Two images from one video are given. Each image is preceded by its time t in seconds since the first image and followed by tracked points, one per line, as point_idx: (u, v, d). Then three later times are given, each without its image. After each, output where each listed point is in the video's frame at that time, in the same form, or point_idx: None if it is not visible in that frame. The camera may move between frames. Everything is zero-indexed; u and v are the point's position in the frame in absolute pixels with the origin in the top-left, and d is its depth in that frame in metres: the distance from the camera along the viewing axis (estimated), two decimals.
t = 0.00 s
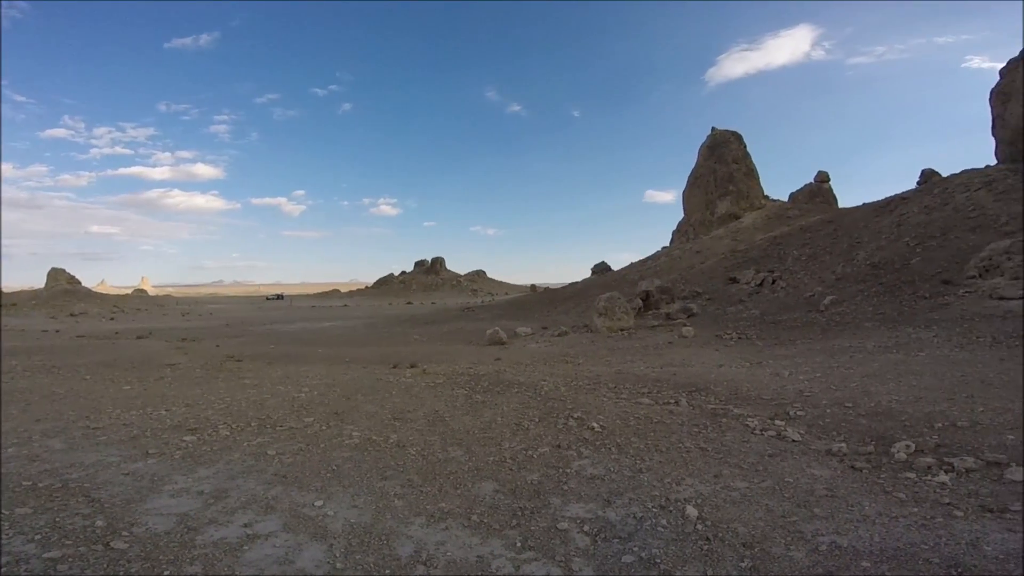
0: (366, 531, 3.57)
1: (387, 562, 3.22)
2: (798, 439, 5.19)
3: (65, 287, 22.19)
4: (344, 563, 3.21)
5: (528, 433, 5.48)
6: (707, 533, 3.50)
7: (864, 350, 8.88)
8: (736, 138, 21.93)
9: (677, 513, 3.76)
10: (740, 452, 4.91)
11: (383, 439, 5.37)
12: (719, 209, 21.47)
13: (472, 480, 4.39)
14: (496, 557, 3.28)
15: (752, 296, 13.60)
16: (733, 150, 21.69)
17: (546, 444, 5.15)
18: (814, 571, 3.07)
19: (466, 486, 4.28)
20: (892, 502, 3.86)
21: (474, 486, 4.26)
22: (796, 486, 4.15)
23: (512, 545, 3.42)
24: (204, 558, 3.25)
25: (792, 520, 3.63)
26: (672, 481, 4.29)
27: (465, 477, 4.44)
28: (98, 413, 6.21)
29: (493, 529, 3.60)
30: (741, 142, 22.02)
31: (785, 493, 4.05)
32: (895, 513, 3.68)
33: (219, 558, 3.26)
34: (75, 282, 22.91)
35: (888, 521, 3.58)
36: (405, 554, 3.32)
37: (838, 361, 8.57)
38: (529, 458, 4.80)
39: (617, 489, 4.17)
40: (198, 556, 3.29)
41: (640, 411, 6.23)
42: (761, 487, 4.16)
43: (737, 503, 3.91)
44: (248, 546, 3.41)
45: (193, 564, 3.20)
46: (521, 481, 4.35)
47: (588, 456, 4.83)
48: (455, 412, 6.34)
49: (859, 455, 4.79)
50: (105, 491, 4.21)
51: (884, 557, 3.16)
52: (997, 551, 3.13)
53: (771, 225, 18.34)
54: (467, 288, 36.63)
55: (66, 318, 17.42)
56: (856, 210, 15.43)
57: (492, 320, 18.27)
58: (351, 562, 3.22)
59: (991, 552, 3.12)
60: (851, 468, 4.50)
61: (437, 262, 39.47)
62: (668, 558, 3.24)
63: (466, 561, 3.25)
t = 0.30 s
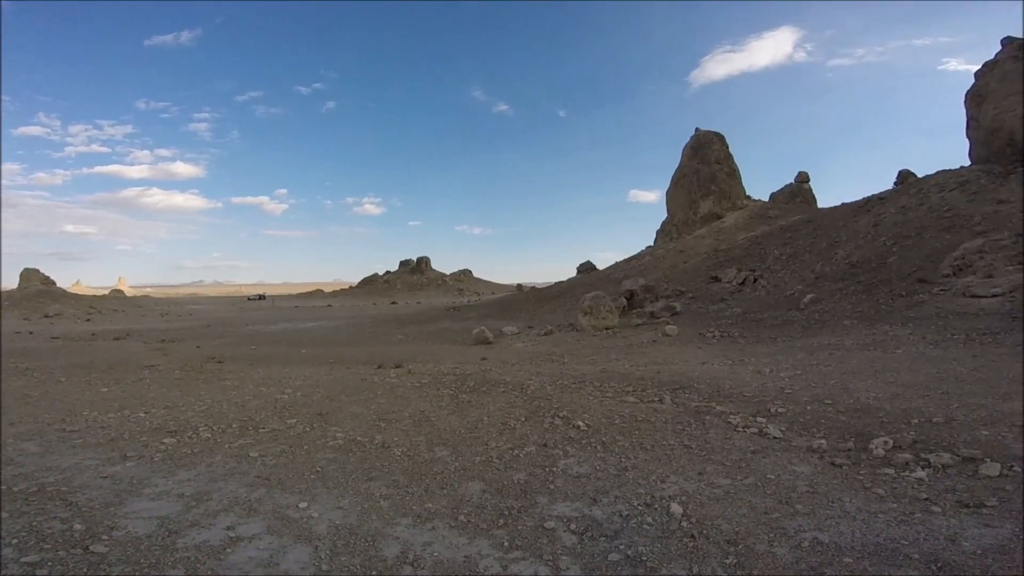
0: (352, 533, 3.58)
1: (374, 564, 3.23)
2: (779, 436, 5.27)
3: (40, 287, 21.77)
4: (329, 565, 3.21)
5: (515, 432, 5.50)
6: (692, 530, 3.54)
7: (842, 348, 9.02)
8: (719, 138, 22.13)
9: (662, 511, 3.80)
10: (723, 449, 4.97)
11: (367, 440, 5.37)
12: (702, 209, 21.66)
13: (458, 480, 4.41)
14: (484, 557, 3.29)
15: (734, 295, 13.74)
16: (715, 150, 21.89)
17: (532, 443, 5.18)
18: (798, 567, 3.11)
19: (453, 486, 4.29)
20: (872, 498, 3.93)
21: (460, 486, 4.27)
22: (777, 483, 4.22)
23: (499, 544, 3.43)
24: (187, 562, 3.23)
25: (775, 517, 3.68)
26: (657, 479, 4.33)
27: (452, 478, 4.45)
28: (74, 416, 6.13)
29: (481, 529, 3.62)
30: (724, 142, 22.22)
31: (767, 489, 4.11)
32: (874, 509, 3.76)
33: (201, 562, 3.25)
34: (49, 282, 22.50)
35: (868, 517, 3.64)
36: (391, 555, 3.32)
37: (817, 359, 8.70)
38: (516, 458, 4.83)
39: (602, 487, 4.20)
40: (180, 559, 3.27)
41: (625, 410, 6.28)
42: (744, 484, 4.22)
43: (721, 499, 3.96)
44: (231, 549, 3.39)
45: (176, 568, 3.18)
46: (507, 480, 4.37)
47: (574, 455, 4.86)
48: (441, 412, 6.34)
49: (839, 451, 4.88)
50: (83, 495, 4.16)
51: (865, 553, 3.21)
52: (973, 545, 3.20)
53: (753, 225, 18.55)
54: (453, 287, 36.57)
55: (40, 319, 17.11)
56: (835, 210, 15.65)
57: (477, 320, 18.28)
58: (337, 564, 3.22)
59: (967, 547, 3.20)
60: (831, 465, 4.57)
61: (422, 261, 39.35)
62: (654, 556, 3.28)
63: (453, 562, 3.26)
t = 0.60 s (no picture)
0: (328, 538, 3.59)
1: (351, 569, 3.25)
2: (753, 438, 5.39)
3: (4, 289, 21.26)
4: (305, 571, 3.22)
5: (494, 436, 5.55)
6: (669, 532, 3.62)
7: (814, 351, 9.24)
8: (696, 145, 22.45)
9: (640, 513, 3.88)
10: (697, 451, 5.07)
11: (343, 445, 5.37)
12: (679, 215, 21.94)
13: (438, 484, 4.44)
14: (464, 562, 3.33)
15: (710, 299, 13.97)
16: (693, 156, 22.22)
17: (512, 447, 5.23)
18: (773, 568, 3.19)
19: (432, 491, 4.31)
20: (841, 498, 4.05)
21: (439, 491, 4.30)
22: (751, 484, 4.32)
23: (479, 549, 3.47)
24: (156, 568, 3.22)
25: (750, 518, 3.78)
26: (634, 481, 4.42)
27: (431, 482, 4.47)
28: (36, 421, 6.02)
29: (460, 533, 3.66)
30: (700, 149, 22.54)
31: (742, 491, 4.21)
32: (844, 509, 3.87)
33: (171, 568, 3.24)
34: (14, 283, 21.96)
35: (839, 517, 3.76)
36: (369, 560, 3.35)
37: (789, 361, 8.90)
38: (495, 462, 4.87)
39: (581, 491, 4.27)
40: (150, 565, 3.26)
41: (603, 413, 6.37)
42: (719, 486, 4.32)
43: (696, 501, 4.05)
44: (203, 555, 3.38)
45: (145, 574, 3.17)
46: (487, 484, 4.41)
47: (552, 458, 4.92)
48: (419, 416, 6.36)
49: (810, 452, 5.01)
50: (45, 501, 4.11)
51: (836, 553, 3.31)
52: (939, 545, 3.32)
53: (728, 230, 18.87)
54: (432, 291, 36.50)
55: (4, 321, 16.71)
56: (807, 216, 16.00)
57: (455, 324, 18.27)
58: (312, 570, 3.23)
59: (933, 546, 3.32)
60: (802, 466, 4.70)
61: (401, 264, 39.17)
62: (633, 559, 3.34)
63: (432, 566, 3.29)
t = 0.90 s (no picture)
0: (295, 548, 3.65)
1: None
2: (720, 443, 5.61)
3: None
4: None
5: (467, 444, 5.66)
6: (640, 538, 3.76)
7: (778, 357, 9.56)
8: (668, 156, 22.96)
9: (611, 520, 4.02)
10: (667, 457, 5.26)
11: (310, 453, 5.42)
12: (651, 225, 22.35)
13: (409, 492, 4.52)
14: (437, 570, 3.42)
15: (679, 307, 14.30)
16: (665, 167, 22.70)
17: (485, 454, 5.35)
18: (740, 571, 3.34)
19: (405, 499, 4.39)
20: (804, 502, 4.25)
21: (412, 499, 4.38)
22: (718, 490, 4.51)
23: (452, 557, 3.57)
24: None
25: (718, 523, 3.95)
26: (607, 487, 4.57)
27: (401, 491, 4.55)
28: None
29: (432, 542, 3.75)
30: (672, 161, 23.03)
31: (710, 496, 4.39)
32: (807, 513, 4.06)
33: None
34: None
35: (802, 521, 3.95)
36: (338, 569, 3.41)
37: (754, 368, 9.19)
38: (469, 469, 4.98)
39: (554, 498, 4.40)
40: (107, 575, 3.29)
41: (576, 420, 6.52)
42: (688, 491, 4.51)
43: (666, 507, 4.22)
44: (162, 565, 3.43)
45: None
46: (459, 492, 4.51)
47: (526, 466, 5.06)
48: (390, 423, 6.44)
49: (774, 457, 5.24)
50: None
51: (800, 556, 3.48)
52: (899, 546, 3.51)
53: (698, 241, 19.31)
54: (406, 297, 36.41)
55: None
56: (773, 228, 16.49)
57: (428, 332, 18.31)
58: None
59: (895, 548, 3.48)
60: (767, 471, 4.91)
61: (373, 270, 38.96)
62: (605, 564, 3.47)
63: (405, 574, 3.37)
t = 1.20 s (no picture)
0: (265, 557, 3.62)
1: None
2: (693, 448, 5.78)
3: None
4: None
5: (444, 452, 5.74)
6: (616, 543, 3.83)
7: (748, 363, 9.84)
8: (643, 166, 23.40)
9: (588, 525, 4.09)
10: (641, 462, 5.42)
11: (280, 462, 5.44)
12: (626, 233, 22.70)
13: (383, 501, 4.54)
14: None
15: (653, 315, 14.57)
16: (640, 177, 23.12)
17: (461, 462, 5.44)
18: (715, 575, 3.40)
19: (380, 508, 4.41)
20: (774, 504, 4.37)
21: (387, 508, 4.40)
22: (692, 494, 4.63)
23: (430, 565, 3.58)
24: None
25: (692, 526, 4.05)
26: (582, 493, 4.67)
27: (376, 499, 4.58)
28: None
29: (408, 551, 3.75)
30: (647, 170, 23.45)
31: (683, 501, 4.50)
32: (778, 516, 4.17)
33: None
34: None
35: (773, 523, 4.05)
36: None
37: (725, 374, 9.44)
38: (445, 477, 5.05)
39: (531, 505, 4.46)
40: None
41: (552, 427, 6.65)
42: (662, 496, 4.62)
43: (641, 512, 4.31)
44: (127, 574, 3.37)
45: None
46: (436, 501, 4.55)
47: (503, 473, 5.15)
48: (364, 432, 6.50)
49: (745, 461, 5.40)
50: None
51: (774, 558, 3.56)
52: (867, 547, 3.62)
53: (671, 249, 19.70)
54: (380, 304, 36.27)
55: None
56: (743, 237, 16.91)
57: (402, 340, 18.29)
58: None
59: (864, 550, 3.58)
60: (739, 474, 5.07)
61: (347, 277, 38.71)
62: (582, 569, 3.53)
63: None
